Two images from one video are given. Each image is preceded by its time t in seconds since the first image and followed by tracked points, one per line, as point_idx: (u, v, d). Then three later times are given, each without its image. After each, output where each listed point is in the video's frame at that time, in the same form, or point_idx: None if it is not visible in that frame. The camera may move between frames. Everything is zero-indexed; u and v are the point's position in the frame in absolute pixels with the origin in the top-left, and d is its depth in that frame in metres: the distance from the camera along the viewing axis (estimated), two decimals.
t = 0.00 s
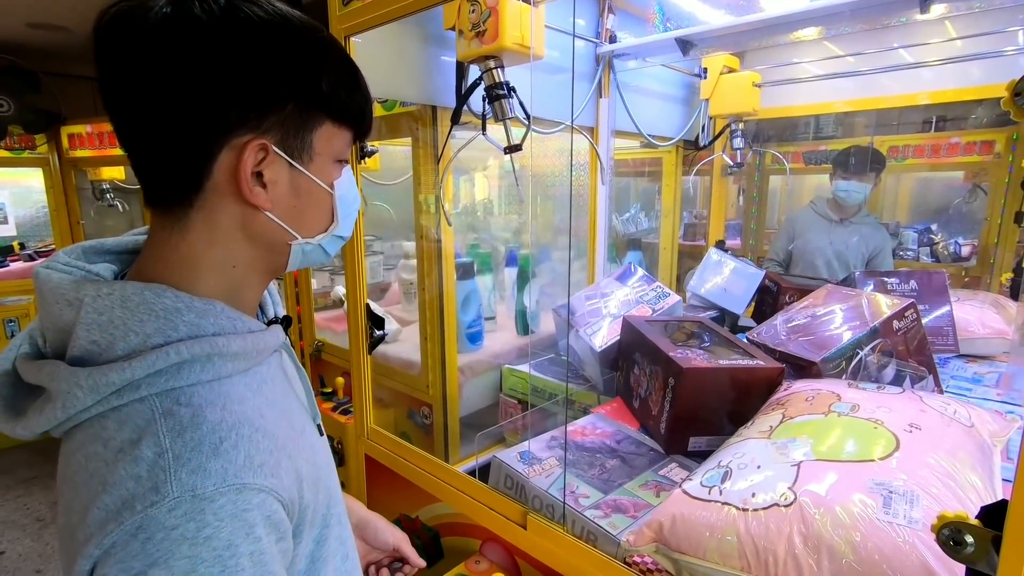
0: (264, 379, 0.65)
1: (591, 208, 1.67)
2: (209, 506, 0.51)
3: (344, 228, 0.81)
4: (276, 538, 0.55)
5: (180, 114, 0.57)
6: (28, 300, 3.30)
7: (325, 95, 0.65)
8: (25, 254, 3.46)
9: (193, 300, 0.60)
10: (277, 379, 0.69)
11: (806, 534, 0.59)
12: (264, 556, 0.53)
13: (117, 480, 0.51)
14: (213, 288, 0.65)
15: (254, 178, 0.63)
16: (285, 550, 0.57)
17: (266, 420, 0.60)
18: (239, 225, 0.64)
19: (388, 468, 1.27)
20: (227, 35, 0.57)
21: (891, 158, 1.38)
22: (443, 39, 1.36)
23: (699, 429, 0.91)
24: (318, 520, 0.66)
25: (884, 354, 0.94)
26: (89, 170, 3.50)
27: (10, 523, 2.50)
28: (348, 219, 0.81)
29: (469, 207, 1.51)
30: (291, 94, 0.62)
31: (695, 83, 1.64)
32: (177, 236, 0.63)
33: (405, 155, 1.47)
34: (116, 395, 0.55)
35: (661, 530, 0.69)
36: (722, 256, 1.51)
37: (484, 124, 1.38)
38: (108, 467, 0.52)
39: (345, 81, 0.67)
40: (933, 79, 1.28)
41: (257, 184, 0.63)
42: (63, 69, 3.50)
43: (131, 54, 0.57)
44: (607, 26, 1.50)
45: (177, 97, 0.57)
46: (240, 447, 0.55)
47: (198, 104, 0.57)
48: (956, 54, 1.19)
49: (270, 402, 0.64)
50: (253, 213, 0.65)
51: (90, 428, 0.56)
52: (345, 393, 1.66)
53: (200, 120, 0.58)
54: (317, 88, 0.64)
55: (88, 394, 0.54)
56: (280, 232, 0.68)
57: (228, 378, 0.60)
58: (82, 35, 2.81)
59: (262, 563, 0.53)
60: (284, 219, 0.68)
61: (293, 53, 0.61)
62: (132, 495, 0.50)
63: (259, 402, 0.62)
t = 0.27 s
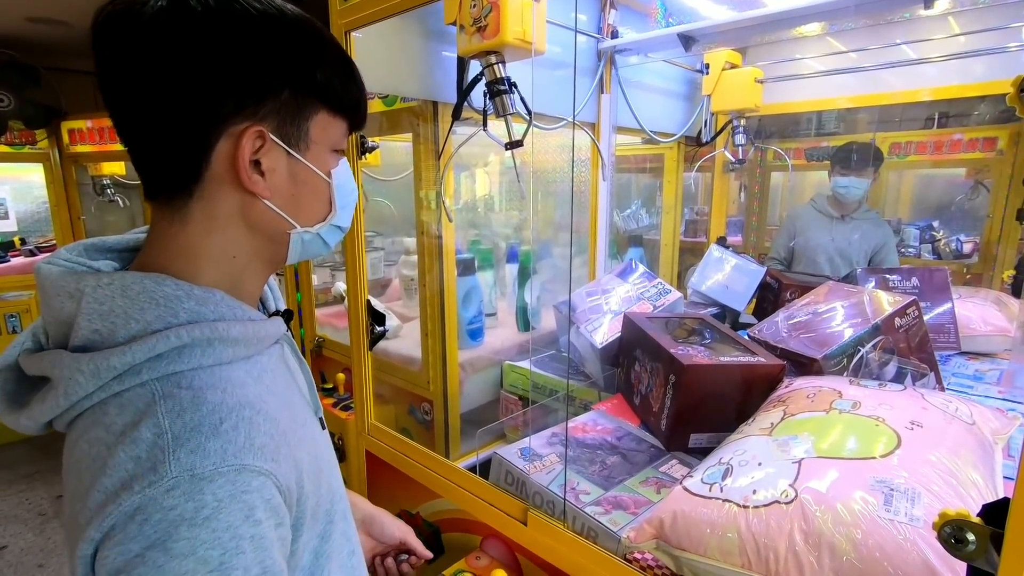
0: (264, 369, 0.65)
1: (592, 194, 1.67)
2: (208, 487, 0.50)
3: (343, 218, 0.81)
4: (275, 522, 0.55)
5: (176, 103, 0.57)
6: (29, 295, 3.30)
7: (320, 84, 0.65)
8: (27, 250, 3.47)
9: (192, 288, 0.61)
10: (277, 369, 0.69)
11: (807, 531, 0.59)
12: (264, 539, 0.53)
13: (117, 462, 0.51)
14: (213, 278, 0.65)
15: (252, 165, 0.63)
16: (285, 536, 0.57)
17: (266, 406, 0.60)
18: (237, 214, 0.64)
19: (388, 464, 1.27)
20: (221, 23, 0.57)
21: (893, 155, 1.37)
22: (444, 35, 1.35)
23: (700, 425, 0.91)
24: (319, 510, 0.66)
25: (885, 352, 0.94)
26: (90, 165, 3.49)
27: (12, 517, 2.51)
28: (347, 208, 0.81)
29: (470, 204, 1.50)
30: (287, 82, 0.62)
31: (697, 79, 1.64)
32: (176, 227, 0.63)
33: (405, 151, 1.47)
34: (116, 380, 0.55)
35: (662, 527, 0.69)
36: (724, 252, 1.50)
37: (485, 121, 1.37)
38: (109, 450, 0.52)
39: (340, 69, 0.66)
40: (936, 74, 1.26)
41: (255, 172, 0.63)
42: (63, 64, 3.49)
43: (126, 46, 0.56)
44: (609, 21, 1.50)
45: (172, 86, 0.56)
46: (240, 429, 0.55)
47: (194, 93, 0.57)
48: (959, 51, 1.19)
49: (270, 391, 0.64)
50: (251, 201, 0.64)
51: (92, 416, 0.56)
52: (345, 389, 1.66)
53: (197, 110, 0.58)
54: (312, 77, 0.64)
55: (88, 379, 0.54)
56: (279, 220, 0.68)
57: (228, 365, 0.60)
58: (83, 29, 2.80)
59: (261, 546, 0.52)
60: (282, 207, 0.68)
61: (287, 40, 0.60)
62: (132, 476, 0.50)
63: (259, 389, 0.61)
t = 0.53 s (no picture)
0: (265, 359, 0.66)
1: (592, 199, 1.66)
2: (235, 475, 0.51)
3: (342, 211, 0.81)
4: (301, 501, 0.56)
5: (139, 86, 0.59)
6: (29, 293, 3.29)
7: (279, 51, 0.64)
8: (26, 247, 3.46)
9: (190, 283, 0.61)
10: (277, 360, 0.69)
11: (808, 531, 0.58)
12: (294, 518, 0.54)
13: (136, 462, 0.51)
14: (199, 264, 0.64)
15: (215, 139, 0.62)
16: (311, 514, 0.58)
17: (274, 395, 0.61)
18: (209, 192, 0.63)
19: (388, 463, 1.27)
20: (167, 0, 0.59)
21: (894, 153, 1.37)
22: (444, 31, 1.33)
23: (700, 424, 0.91)
24: (334, 493, 0.66)
25: (886, 350, 0.94)
26: (89, 162, 3.48)
27: (12, 515, 2.50)
28: (346, 198, 0.80)
29: (470, 200, 1.51)
30: (246, 50, 0.62)
31: (698, 77, 1.63)
32: (158, 214, 0.63)
33: (405, 148, 1.46)
34: (122, 376, 0.54)
35: (661, 526, 0.69)
36: (724, 251, 1.50)
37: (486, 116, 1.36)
38: (123, 450, 0.52)
39: (301, 34, 0.65)
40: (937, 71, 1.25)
41: (219, 145, 0.62)
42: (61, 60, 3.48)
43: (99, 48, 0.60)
44: (610, 17, 1.49)
45: (134, 71, 0.59)
46: (255, 417, 0.55)
47: (151, 70, 0.58)
48: (961, 48, 1.17)
49: (274, 380, 0.64)
50: (222, 177, 0.63)
51: (96, 415, 0.55)
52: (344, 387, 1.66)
53: (158, 87, 0.59)
54: (272, 45, 0.63)
55: (93, 376, 0.53)
56: (255, 198, 0.66)
57: (232, 357, 0.60)
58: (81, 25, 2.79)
59: (293, 526, 0.53)
60: (258, 184, 0.66)
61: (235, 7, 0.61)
62: (155, 474, 0.50)
63: (264, 379, 0.62)
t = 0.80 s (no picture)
0: (275, 352, 0.66)
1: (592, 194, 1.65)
2: (257, 464, 0.52)
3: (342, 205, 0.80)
4: (317, 490, 0.57)
5: (172, 88, 0.56)
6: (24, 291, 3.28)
7: (311, 63, 0.64)
8: (21, 244, 3.44)
9: (202, 278, 0.60)
10: (286, 355, 0.69)
11: (809, 532, 0.58)
12: (313, 506, 0.55)
13: (157, 453, 0.51)
14: (218, 265, 0.64)
15: (252, 147, 0.61)
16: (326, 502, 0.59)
17: (287, 386, 0.62)
18: (237, 197, 0.63)
19: (388, 464, 1.26)
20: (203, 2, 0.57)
21: (893, 152, 1.37)
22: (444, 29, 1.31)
23: (700, 424, 0.90)
24: (342, 489, 0.67)
25: (887, 350, 0.94)
26: (85, 160, 3.47)
27: (7, 514, 2.49)
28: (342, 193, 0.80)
29: (469, 199, 1.51)
30: (278, 60, 0.61)
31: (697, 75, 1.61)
32: (178, 214, 0.61)
33: (403, 147, 1.46)
34: (138, 369, 0.54)
35: (662, 527, 0.68)
36: (723, 251, 1.49)
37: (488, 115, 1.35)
38: (143, 442, 0.52)
39: (329, 46, 0.66)
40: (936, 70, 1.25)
41: (254, 152, 0.61)
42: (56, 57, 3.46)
43: (117, 42, 0.57)
44: (610, 15, 1.49)
45: (166, 72, 0.56)
46: (274, 408, 0.56)
47: (189, 75, 0.56)
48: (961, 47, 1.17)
49: (287, 373, 0.64)
50: (252, 183, 0.63)
51: (111, 408, 0.55)
52: (342, 386, 1.65)
53: (195, 92, 0.57)
54: (304, 56, 0.63)
55: (110, 369, 0.53)
56: (281, 203, 0.66)
57: (245, 349, 0.61)
58: (77, 22, 2.77)
59: (311, 514, 0.55)
60: (284, 189, 0.66)
61: (269, 14, 0.60)
62: (177, 465, 0.50)
63: (277, 372, 0.62)
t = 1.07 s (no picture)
0: (272, 349, 0.66)
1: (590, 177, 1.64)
2: (252, 461, 0.51)
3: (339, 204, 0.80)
4: (313, 487, 0.57)
5: (178, 88, 0.55)
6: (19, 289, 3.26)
7: (317, 66, 0.64)
8: (15, 243, 3.42)
9: (198, 274, 0.59)
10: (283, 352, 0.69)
11: (807, 532, 0.58)
12: (308, 503, 0.55)
13: (151, 449, 0.50)
14: (217, 264, 0.63)
15: (257, 148, 0.60)
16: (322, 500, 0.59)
17: (284, 383, 0.61)
18: (240, 197, 0.62)
19: (384, 463, 1.25)
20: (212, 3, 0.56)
21: (889, 150, 1.39)
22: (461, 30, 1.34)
23: (697, 422, 0.90)
24: (339, 487, 0.66)
25: (884, 347, 0.94)
26: (80, 158, 3.45)
27: (2, 514, 2.48)
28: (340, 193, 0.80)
29: (468, 197, 1.50)
30: (285, 63, 0.61)
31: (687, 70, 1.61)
32: (178, 213, 0.60)
33: (399, 144, 1.45)
34: (133, 365, 0.53)
35: (659, 527, 0.68)
36: (721, 248, 1.49)
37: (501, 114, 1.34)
38: (137, 439, 0.51)
39: (335, 50, 0.66)
40: (933, 67, 1.25)
41: (259, 153, 0.61)
42: (49, 54, 3.44)
43: (119, 38, 0.55)
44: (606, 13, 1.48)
45: (172, 71, 0.55)
46: (270, 404, 0.55)
47: (196, 75, 0.55)
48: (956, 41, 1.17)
49: (283, 370, 0.64)
50: (255, 183, 0.62)
51: (105, 405, 0.54)
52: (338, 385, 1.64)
53: (201, 93, 0.56)
54: (310, 59, 0.63)
55: (105, 365, 0.52)
56: (283, 203, 0.66)
57: (242, 346, 0.60)
58: (69, 18, 2.75)
59: (306, 512, 0.55)
60: (286, 190, 0.66)
61: (277, 17, 0.60)
62: (171, 462, 0.49)
63: (273, 368, 0.62)
